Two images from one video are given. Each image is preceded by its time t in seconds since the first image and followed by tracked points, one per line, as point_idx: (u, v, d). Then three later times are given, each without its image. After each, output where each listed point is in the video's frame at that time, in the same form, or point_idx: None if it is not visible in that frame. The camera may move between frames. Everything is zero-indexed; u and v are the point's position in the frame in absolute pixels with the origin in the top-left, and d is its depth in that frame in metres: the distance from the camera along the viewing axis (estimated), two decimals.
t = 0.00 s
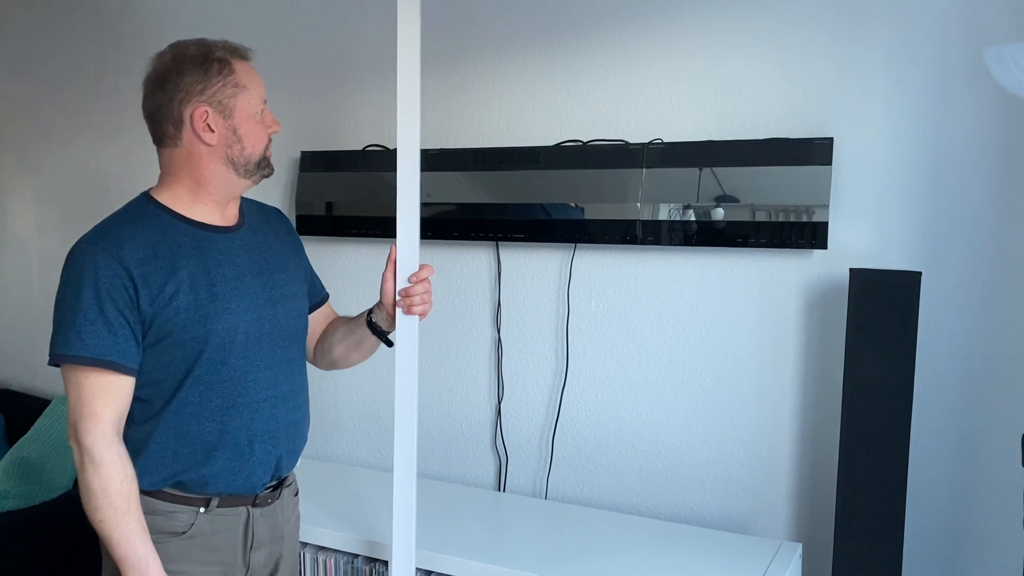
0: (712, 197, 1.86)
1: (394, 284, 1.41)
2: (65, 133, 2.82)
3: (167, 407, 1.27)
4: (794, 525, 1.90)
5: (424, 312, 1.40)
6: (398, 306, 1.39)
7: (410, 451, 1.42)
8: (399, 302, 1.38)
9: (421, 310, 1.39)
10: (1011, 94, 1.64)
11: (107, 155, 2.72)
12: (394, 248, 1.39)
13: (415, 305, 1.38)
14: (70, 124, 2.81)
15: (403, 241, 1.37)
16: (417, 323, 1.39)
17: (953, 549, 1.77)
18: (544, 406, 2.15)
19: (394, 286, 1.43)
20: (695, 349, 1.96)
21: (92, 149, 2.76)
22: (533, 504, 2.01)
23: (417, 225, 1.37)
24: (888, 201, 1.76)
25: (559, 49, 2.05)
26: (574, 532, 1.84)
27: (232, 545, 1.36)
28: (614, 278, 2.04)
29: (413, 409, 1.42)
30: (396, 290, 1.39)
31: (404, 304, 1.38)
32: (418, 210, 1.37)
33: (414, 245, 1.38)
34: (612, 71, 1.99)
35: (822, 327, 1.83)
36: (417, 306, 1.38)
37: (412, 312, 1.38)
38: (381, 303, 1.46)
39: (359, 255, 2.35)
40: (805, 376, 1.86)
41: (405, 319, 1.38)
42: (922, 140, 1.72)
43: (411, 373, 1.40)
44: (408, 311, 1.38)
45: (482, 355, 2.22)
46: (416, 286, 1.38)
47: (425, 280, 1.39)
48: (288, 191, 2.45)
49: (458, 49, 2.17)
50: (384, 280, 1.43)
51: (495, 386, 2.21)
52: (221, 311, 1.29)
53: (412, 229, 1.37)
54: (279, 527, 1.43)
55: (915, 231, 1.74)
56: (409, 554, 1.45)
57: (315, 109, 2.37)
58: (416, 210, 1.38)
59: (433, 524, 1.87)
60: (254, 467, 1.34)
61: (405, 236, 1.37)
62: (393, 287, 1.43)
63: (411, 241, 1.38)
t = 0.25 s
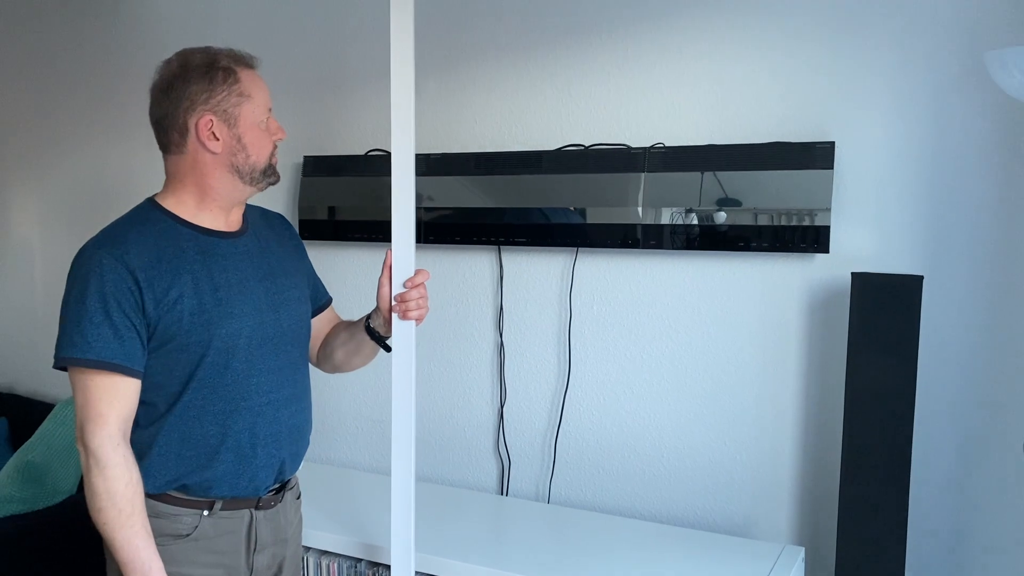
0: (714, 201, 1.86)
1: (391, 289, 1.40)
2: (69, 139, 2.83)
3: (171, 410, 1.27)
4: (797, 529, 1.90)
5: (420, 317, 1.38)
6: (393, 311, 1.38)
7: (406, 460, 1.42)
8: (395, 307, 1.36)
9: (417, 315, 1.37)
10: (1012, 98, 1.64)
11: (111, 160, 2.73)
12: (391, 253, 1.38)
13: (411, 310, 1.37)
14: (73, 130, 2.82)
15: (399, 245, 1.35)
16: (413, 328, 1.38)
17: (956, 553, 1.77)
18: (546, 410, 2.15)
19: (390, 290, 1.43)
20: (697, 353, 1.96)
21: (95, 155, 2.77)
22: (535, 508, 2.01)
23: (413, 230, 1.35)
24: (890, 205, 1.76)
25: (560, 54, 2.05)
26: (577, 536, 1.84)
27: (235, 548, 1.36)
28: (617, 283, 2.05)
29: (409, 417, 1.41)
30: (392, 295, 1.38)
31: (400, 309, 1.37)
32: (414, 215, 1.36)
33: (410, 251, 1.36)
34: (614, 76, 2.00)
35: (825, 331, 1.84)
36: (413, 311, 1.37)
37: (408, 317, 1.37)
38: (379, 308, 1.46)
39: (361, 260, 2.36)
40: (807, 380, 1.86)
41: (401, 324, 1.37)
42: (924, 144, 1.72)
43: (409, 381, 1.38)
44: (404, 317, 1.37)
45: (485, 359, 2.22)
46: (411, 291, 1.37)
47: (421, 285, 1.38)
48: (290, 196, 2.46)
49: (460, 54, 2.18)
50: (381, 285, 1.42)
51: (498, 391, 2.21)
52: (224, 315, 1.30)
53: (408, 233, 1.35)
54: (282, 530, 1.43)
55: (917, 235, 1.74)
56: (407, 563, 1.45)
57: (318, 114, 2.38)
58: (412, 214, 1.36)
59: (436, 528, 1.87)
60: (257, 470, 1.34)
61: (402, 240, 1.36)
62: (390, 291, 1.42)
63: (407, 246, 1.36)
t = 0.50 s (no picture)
0: (716, 201, 1.86)
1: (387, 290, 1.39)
2: (71, 141, 2.83)
3: (169, 410, 1.27)
4: (800, 530, 1.90)
5: (416, 319, 1.36)
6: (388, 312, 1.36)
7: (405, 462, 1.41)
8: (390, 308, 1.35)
9: (412, 316, 1.35)
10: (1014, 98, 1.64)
11: (113, 162, 2.74)
12: (386, 254, 1.37)
13: (406, 311, 1.35)
14: (75, 131, 2.82)
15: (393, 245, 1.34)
16: (410, 329, 1.36)
17: (959, 553, 1.77)
18: (548, 411, 2.15)
19: (386, 292, 1.43)
20: (699, 353, 1.96)
21: (97, 157, 2.77)
22: (537, 509, 2.01)
23: (406, 231, 1.34)
24: (892, 206, 1.76)
25: (562, 55, 2.05)
26: (579, 538, 1.84)
27: (233, 548, 1.36)
28: (618, 284, 2.05)
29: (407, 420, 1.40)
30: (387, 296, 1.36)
31: (395, 311, 1.35)
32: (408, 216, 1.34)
33: (403, 252, 1.34)
34: (615, 77, 2.00)
35: (827, 332, 1.83)
36: (408, 312, 1.35)
37: (404, 318, 1.35)
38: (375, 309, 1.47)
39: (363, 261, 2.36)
40: (810, 381, 1.86)
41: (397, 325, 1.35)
42: (926, 145, 1.72)
43: (405, 384, 1.36)
44: (399, 318, 1.35)
45: (486, 361, 2.22)
46: (407, 292, 1.35)
47: (416, 286, 1.36)
48: (292, 197, 2.46)
49: (461, 55, 2.18)
50: (377, 286, 1.42)
51: (500, 392, 2.21)
52: (223, 315, 1.30)
53: (402, 233, 1.34)
54: (280, 530, 1.43)
55: (920, 235, 1.74)
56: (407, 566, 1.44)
57: (320, 115, 2.38)
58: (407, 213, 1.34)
59: (438, 529, 1.87)
60: (254, 471, 1.34)
61: (396, 241, 1.34)
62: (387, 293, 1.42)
63: (401, 247, 1.34)
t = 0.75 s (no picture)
0: (716, 203, 1.86)
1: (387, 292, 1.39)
2: (72, 144, 2.83)
3: (167, 410, 1.27)
4: (801, 531, 1.90)
5: (416, 320, 1.37)
6: (387, 314, 1.36)
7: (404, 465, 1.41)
8: (389, 310, 1.35)
9: (412, 319, 1.36)
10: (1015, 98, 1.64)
11: (113, 165, 2.74)
12: (386, 257, 1.37)
13: (406, 313, 1.35)
14: (76, 133, 2.82)
15: (393, 248, 1.34)
16: (409, 331, 1.36)
17: (960, 554, 1.76)
18: (549, 413, 2.15)
19: (385, 294, 1.43)
20: (699, 355, 1.96)
21: (98, 159, 2.77)
22: (538, 511, 2.01)
23: (405, 233, 1.34)
24: (892, 207, 1.76)
25: (562, 57, 2.05)
26: (579, 540, 1.83)
27: (231, 549, 1.36)
28: (619, 285, 2.05)
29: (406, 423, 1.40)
30: (386, 298, 1.36)
31: (395, 313, 1.35)
32: (407, 218, 1.34)
33: (402, 254, 1.34)
34: (615, 78, 2.00)
35: (827, 333, 1.83)
36: (408, 314, 1.35)
37: (403, 320, 1.35)
38: (374, 311, 1.46)
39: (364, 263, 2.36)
40: (810, 382, 1.86)
41: (396, 327, 1.35)
42: (925, 146, 1.72)
43: (405, 386, 1.36)
44: (399, 320, 1.35)
45: (487, 363, 2.22)
46: (406, 294, 1.35)
47: (416, 288, 1.37)
48: (293, 199, 2.46)
49: (462, 57, 2.18)
50: (376, 288, 1.43)
51: (500, 393, 2.21)
52: (221, 316, 1.30)
53: (401, 235, 1.34)
54: (279, 531, 1.43)
55: (920, 236, 1.74)
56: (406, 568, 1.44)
57: (320, 117, 2.38)
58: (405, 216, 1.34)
59: (439, 531, 1.87)
60: (251, 472, 1.34)
61: (395, 243, 1.34)
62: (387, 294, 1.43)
63: (399, 249, 1.34)
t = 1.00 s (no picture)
0: (716, 204, 1.86)
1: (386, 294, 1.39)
2: (72, 146, 2.84)
3: (166, 409, 1.27)
4: (801, 533, 1.90)
5: (416, 322, 1.36)
6: (387, 316, 1.36)
7: (405, 468, 1.41)
8: (389, 312, 1.35)
9: (412, 320, 1.36)
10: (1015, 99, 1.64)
11: (113, 167, 2.74)
12: (385, 258, 1.37)
13: (406, 315, 1.35)
14: (76, 135, 2.82)
15: (392, 249, 1.34)
16: (409, 332, 1.36)
17: (961, 556, 1.76)
18: (549, 414, 2.15)
19: (385, 295, 1.43)
20: (699, 356, 1.96)
21: (98, 161, 2.78)
22: (538, 512, 2.01)
23: (405, 234, 1.34)
24: (892, 208, 1.76)
25: (562, 59, 2.06)
26: (580, 542, 1.83)
27: (230, 549, 1.36)
28: (619, 287, 2.05)
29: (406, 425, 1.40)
30: (386, 300, 1.36)
31: (395, 314, 1.35)
32: (406, 219, 1.34)
33: (402, 255, 1.34)
34: (615, 79, 2.00)
35: (827, 334, 1.83)
36: (408, 316, 1.35)
37: (403, 322, 1.35)
38: (374, 313, 1.46)
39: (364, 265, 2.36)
40: (810, 383, 1.86)
41: (396, 329, 1.35)
42: (925, 147, 1.72)
43: (405, 388, 1.36)
44: (399, 322, 1.35)
45: (487, 364, 2.22)
46: (405, 296, 1.35)
47: (416, 289, 1.37)
48: (293, 201, 2.46)
49: (461, 59, 2.18)
50: (376, 290, 1.43)
51: (500, 395, 2.21)
52: (220, 315, 1.30)
53: (401, 237, 1.34)
54: (278, 532, 1.43)
55: (919, 237, 1.74)
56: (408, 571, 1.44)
57: (320, 119, 2.39)
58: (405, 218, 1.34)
59: (440, 533, 1.87)
60: (250, 471, 1.34)
61: (395, 245, 1.34)
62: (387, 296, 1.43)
63: (399, 250, 1.34)
